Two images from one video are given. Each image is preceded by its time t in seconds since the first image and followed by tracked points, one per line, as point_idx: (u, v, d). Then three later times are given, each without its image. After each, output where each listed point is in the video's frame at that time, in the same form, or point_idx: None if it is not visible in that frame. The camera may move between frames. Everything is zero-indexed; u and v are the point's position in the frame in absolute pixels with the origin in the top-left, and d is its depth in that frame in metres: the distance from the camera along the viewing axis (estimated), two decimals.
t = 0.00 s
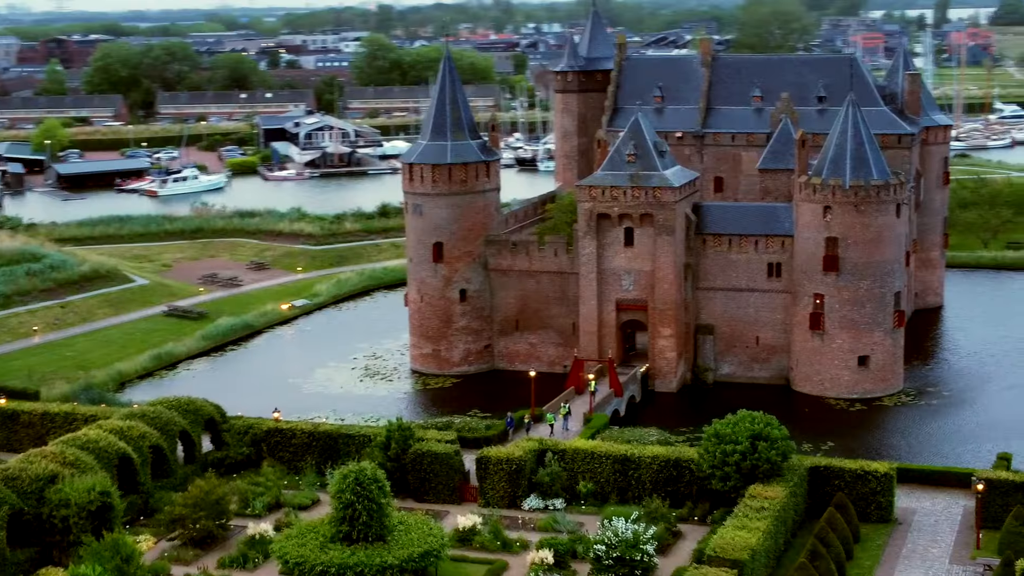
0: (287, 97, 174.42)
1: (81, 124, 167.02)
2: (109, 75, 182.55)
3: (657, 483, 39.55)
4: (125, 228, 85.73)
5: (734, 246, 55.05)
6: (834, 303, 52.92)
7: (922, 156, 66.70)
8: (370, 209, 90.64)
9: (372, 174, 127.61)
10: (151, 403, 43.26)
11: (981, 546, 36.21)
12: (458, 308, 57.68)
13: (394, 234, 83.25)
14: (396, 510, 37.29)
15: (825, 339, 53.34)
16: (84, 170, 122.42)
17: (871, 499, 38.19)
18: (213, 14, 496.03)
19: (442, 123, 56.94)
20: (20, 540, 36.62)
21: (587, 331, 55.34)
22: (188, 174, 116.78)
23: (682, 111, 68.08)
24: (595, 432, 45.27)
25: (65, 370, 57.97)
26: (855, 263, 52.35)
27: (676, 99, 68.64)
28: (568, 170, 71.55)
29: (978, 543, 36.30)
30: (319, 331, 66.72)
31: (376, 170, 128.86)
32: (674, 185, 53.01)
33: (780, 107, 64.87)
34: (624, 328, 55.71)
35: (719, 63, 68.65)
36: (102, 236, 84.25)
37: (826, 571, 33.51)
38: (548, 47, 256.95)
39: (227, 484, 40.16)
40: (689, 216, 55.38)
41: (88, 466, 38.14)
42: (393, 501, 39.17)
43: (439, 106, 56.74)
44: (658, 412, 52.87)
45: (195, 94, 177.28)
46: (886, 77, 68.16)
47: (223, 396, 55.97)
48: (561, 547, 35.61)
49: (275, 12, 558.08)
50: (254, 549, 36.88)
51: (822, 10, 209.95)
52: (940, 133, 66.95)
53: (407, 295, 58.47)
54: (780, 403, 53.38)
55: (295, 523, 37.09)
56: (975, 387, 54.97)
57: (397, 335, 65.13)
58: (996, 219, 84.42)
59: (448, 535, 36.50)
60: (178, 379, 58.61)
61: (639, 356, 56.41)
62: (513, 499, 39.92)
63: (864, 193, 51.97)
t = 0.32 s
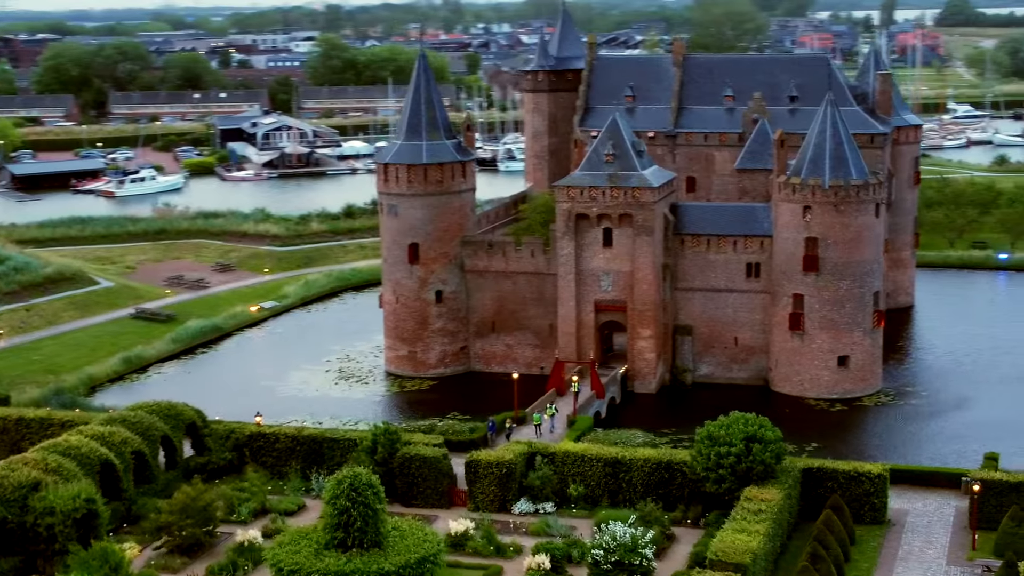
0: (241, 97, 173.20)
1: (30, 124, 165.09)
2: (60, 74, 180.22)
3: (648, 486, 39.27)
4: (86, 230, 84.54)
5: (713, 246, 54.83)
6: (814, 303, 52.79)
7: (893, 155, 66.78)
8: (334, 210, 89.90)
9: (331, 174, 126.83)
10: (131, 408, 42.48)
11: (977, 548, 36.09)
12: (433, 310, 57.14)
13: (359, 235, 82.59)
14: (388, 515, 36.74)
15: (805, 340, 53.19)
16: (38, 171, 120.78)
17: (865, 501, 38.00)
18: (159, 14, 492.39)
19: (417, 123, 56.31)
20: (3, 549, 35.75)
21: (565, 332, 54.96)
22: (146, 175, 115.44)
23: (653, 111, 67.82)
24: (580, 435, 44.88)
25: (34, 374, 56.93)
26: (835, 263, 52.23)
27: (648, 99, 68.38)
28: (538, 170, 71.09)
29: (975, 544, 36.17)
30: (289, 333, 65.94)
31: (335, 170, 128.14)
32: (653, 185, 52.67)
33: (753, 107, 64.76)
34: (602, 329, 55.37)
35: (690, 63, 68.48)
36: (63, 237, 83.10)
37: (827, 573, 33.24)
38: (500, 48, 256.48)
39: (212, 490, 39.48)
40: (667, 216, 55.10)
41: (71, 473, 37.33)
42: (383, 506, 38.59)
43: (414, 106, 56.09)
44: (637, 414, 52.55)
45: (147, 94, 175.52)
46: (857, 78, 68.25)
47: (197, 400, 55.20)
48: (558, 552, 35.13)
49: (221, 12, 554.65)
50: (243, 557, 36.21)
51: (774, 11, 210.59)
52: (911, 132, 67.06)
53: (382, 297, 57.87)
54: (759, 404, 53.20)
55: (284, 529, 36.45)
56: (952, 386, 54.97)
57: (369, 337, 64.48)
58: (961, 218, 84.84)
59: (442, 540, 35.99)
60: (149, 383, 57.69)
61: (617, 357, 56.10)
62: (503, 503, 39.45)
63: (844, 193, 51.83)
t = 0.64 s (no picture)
0: (203, 97, 171.78)
1: None
2: (18, 73, 178.06)
3: (647, 489, 38.81)
4: (55, 231, 83.39)
5: (699, 247, 54.52)
6: (802, 303, 52.54)
7: (873, 155, 66.67)
8: (306, 210, 89.05)
9: (298, 174, 125.95)
10: (118, 412, 41.66)
11: (981, 549, 35.87)
12: (417, 311, 56.54)
13: (333, 236, 81.86)
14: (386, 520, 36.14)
15: (793, 340, 52.93)
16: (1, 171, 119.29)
17: (866, 503, 37.68)
18: (113, 13, 488.48)
19: (400, 122, 55.64)
20: None
21: (551, 334, 54.52)
22: (111, 175, 114.21)
23: (633, 110, 67.31)
24: (573, 437, 44.48)
25: (11, 378, 56.02)
26: (822, 263, 52.02)
27: (627, 98, 67.90)
28: (517, 170, 70.50)
29: (978, 546, 35.94)
30: (267, 335, 65.16)
31: (302, 170, 127.28)
32: (641, 185, 52.28)
33: (733, 107, 64.55)
34: (588, 330, 54.94)
35: (669, 62, 68.23)
36: (32, 239, 81.93)
37: None
38: (460, 47, 255.66)
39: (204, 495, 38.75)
40: (653, 216, 54.74)
41: (62, 479, 36.55)
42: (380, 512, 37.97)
43: (397, 105, 55.47)
44: (626, 416, 52.16)
45: (108, 93, 173.82)
46: (835, 78, 68.14)
47: (178, 403, 54.41)
48: (562, 558, 34.61)
49: (176, 12, 551.14)
50: (239, 564, 35.48)
51: (735, 10, 210.67)
52: (891, 132, 66.98)
53: (364, 298, 57.24)
54: (747, 406, 52.90)
55: (282, 536, 35.76)
56: (939, 385, 54.84)
57: (349, 339, 63.79)
58: (935, 217, 84.96)
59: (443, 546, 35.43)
60: (127, 386, 56.83)
61: (603, 359, 55.68)
62: (500, 507, 38.93)
63: (833, 193, 51.59)
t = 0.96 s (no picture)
0: (166, 97, 170.33)
1: None
2: None
3: (647, 495, 38.35)
4: (24, 232, 82.19)
5: (687, 248, 54.12)
6: (791, 305, 52.22)
7: (854, 156, 66.45)
8: (279, 211, 88.18)
9: (265, 174, 124.97)
10: (105, 419, 40.84)
11: (986, 554, 35.59)
12: (401, 313, 55.89)
13: (308, 237, 81.08)
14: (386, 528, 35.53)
15: (782, 342, 52.62)
16: None
17: (869, 507, 37.33)
18: (67, 11, 484.44)
19: (383, 122, 54.97)
20: None
21: (538, 336, 53.99)
22: (77, 176, 112.89)
23: (614, 110, 66.82)
24: (566, 442, 44.00)
25: None
26: (812, 265, 51.71)
27: (608, 98, 67.42)
28: (496, 171, 69.91)
29: (984, 550, 35.66)
30: (245, 337, 64.31)
31: (269, 171, 126.27)
32: (628, 186, 51.84)
33: (715, 107, 64.18)
34: (575, 332, 54.44)
35: (650, 62, 67.84)
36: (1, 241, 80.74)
37: None
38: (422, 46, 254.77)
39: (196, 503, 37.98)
40: (640, 217, 54.31)
41: (52, 489, 35.71)
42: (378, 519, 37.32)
43: (380, 105, 54.78)
44: (614, 419, 51.70)
45: (69, 92, 172.09)
46: (817, 78, 67.82)
47: (159, 408, 53.53)
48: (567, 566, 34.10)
49: (132, 10, 547.42)
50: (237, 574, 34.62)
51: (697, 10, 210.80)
52: (872, 132, 66.79)
53: (347, 301, 56.54)
54: (736, 408, 52.54)
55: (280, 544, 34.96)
56: (928, 385, 54.69)
57: (329, 341, 63.07)
58: (910, 218, 85.01)
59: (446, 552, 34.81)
60: (105, 391, 55.89)
61: (589, 361, 55.20)
62: (498, 513, 38.37)
63: (822, 193, 51.28)
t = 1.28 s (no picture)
0: (127, 96, 168.71)
1: None
2: None
3: (646, 501, 37.87)
4: None
5: (673, 251, 53.66)
6: (778, 308, 51.83)
7: (834, 157, 66.20)
8: (250, 213, 87.26)
9: (231, 176, 123.84)
10: (90, 426, 39.91)
11: (990, 560, 35.26)
12: (383, 317, 55.14)
13: (280, 240, 80.22)
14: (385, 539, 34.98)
15: (769, 345, 52.23)
16: None
17: (870, 513, 36.96)
18: (20, 10, 480.03)
19: (365, 123, 54.20)
20: None
21: (523, 340, 53.38)
22: (40, 177, 111.40)
23: (593, 111, 66.36)
24: (558, 448, 43.49)
25: None
26: (799, 267, 51.36)
27: (587, 99, 66.96)
28: (473, 172, 69.30)
29: (988, 556, 35.33)
30: (221, 341, 63.42)
31: (235, 172, 125.14)
32: (615, 188, 51.38)
33: (696, 107, 63.80)
34: (560, 335, 53.89)
35: (629, 63, 67.43)
36: None
37: None
38: (382, 46, 253.69)
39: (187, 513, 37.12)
40: (626, 219, 53.81)
41: (41, 500, 34.80)
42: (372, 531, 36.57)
43: (362, 105, 54.07)
44: (601, 423, 51.18)
45: (28, 92, 170.15)
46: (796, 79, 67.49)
47: (138, 414, 52.57)
48: None
49: (85, 9, 543.03)
50: None
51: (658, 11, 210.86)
52: (852, 134, 66.57)
53: (328, 304, 55.76)
54: (723, 413, 52.13)
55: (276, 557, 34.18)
56: (914, 387, 54.45)
57: (308, 344, 62.31)
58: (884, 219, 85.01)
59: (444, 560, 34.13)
60: (82, 397, 54.92)
61: (575, 365, 54.65)
62: (495, 521, 37.76)
63: (809, 196, 50.95)
